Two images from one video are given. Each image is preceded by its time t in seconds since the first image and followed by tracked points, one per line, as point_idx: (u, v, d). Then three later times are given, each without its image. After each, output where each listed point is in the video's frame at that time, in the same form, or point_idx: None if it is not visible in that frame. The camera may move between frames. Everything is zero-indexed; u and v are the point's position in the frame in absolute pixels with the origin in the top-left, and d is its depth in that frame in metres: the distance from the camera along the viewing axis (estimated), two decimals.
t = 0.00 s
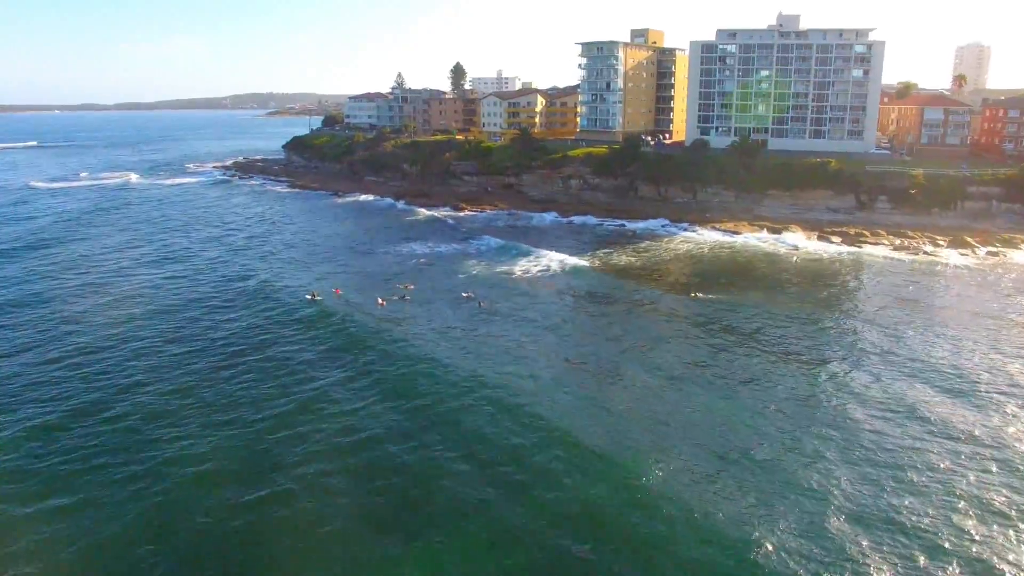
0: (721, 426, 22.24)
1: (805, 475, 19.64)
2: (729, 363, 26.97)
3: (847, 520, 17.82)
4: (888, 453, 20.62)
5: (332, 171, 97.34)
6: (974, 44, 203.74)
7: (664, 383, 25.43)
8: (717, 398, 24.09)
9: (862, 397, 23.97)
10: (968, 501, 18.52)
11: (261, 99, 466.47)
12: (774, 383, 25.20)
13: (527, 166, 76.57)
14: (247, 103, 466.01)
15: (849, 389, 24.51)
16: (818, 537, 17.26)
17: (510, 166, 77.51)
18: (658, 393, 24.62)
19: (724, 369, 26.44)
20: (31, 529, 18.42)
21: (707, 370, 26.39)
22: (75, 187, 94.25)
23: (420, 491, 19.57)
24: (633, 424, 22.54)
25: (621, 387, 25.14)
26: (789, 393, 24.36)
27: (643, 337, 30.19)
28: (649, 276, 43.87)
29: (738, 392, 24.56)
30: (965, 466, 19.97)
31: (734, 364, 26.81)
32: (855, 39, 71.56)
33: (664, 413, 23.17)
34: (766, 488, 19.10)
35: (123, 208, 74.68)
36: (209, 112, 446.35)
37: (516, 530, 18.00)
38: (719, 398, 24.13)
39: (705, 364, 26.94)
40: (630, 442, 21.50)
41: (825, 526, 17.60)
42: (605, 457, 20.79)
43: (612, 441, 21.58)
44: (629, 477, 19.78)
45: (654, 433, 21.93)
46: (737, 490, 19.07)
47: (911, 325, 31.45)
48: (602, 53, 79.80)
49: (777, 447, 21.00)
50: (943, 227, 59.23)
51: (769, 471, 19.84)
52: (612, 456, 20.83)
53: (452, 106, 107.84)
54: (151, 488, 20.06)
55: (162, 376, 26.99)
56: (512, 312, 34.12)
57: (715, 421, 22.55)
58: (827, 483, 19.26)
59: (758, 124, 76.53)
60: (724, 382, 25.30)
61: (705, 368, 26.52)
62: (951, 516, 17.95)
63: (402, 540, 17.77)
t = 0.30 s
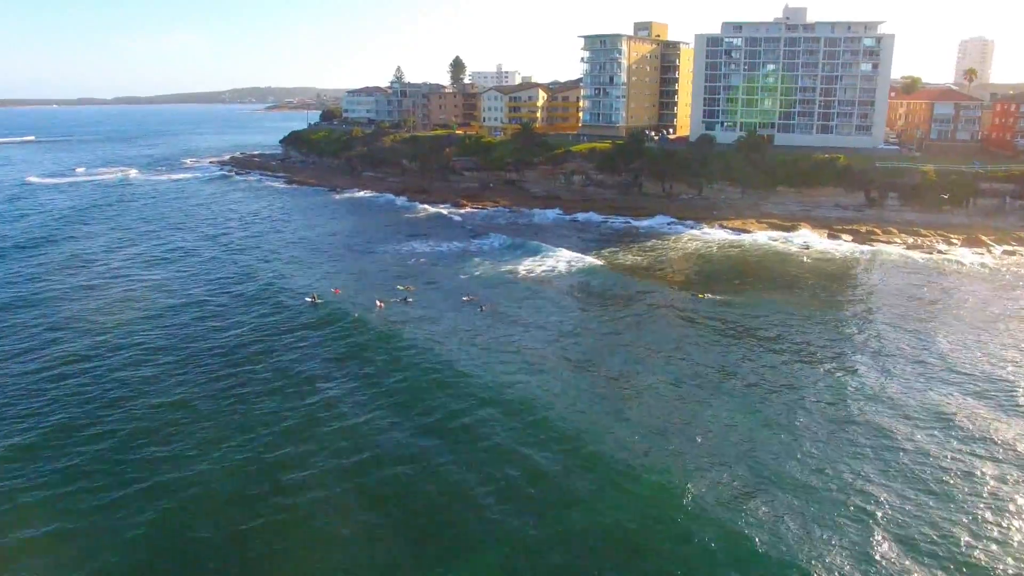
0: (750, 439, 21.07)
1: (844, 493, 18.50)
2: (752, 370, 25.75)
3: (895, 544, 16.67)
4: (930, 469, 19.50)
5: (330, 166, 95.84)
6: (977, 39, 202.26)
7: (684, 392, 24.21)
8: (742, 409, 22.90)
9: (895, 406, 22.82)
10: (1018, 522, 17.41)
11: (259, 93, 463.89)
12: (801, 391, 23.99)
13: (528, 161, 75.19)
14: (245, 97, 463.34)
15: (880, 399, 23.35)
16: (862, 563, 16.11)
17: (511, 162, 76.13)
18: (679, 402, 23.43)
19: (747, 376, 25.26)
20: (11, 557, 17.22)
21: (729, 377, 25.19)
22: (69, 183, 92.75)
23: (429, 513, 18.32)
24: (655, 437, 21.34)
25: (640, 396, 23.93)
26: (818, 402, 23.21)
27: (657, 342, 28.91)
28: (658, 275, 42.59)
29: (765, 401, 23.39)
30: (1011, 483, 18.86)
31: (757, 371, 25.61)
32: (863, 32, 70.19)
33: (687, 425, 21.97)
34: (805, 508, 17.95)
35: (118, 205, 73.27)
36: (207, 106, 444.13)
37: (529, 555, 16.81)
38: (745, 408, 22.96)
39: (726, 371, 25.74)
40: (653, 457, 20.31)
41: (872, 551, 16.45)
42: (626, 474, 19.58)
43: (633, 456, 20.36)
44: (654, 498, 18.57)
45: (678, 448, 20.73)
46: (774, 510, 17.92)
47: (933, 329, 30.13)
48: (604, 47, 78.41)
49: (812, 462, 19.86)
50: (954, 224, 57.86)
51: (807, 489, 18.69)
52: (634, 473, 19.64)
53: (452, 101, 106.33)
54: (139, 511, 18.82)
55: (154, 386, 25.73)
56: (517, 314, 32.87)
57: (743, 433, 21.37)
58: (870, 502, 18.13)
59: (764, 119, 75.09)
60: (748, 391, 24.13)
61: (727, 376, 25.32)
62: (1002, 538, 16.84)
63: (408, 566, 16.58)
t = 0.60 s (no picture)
0: (790, 454, 19.87)
1: (897, 515, 17.33)
2: (782, 378, 24.54)
3: (959, 573, 15.50)
4: (984, 487, 18.38)
5: (329, 161, 94.33)
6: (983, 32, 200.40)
7: (714, 401, 22.98)
8: (776, 420, 21.74)
9: (937, 418, 21.68)
10: None
11: (258, 86, 461.36)
12: (835, 401, 22.81)
13: (531, 156, 73.75)
14: (244, 90, 460.80)
15: (919, 410, 22.18)
16: None
17: (513, 156, 74.69)
18: (709, 413, 22.22)
19: (778, 385, 24.03)
20: None
21: (759, 386, 23.99)
22: (64, 178, 91.21)
23: (439, 541, 17.04)
24: (687, 452, 20.15)
25: (665, 406, 22.72)
26: (857, 412, 22.04)
27: (675, 347, 27.67)
28: (668, 273, 41.25)
29: (800, 411, 22.21)
30: None
31: (788, 379, 24.40)
32: (873, 24, 68.66)
33: (719, 438, 20.78)
34: (853, 532, 16.79)
35: (112, 200, 71.85)
36: (206, 99, 441.37)
37: None
38: (779, 419, 21.77)
39: (755, 378, 24.54)
40: (686, 474, 19.10)
41: None
42: (653, 495, 18.33)
43: (663, 473, 19.17)
44: (685, 522, 17.34)
45: (714, 463, 19.57)
46: (823, 534, 16.74)
47: (960, 334, 28.80)
48: (608, 39, 76.85)
49: (859, 480, 18.69)
50: (969, 221, 56.46)
51: (850, 510, 17.56)
52: (668, 492, 18.42)
53: (452, 94, 104.71)
54: (129, 536, 17.58)
55: (145, 396, 24.41)
56: (524, 317, 31.58)
57: (782, 448, 20.22)
58: (926, 525, 16.97)
59: (771, 113, 73.57)
60: (782, 400, 22.93)
61: (756, 384, 24.11)
62: None
63: None
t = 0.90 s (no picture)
0: (828, 471, 18.76)
1: (951, 541, 16.25)
2: (812, 386, 23.41)
3: None
4: None
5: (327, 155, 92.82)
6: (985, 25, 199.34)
7: (742, 412, 21.85)
8: (810, 433, 20.61)
9: (979, 430, 20.60)
10: None
11: (256, 79, 458.80)
12: (870, 412, 21.70)
13: (533, 150, 72.29)
14: (242, 83, 458.00)
15: (961, 421, 21.09)
16: None
17: (515, 150, 73.19)
18: (738, 426, 21.09)
19: (808, 394, 22.92)
20: None
21: (788, 396, 22.86)
22: (56, 172, 89.52)
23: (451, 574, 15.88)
24: (718, 469, 19.01)
25: (690, 418, 21.57)
26: (894, 425, 20.94)
27: (692, 352, 26.50)
28: (678, 271, 39.95)
29: (834, 423, 21.12)
30: None
31: (818, 388, 23.27)
32: (883, 15, 67.20)
33: (751, 453, 19.65)
34: (906, 560, 15.70)
35: (105, 195, 70.24)
36: (204, 92, 438.86)
37: None
38: (814, 432, 20.64)
39: (783, 387, 23.41)
40: (720, 495, 17.95)
41: None
42: (681, 520, 17.16)
43: (693, 495, 18.01)
44: (717, 550, 16.18)
45: (748, 481, 18.44)
46: (874, 563, 15.63)
47: (987, 339, 27.63)
48: (612, 30, 75.31)
49: (907, 501, 17.57)
50: (982, 218, 55.27)
51: (902, 534, 16.44)
52: (701, 515, 17.28)
53: (452, 86, 103.15)
54: (118, 568, 16.37)
55: (135, 410, 23.14)
56: (531, 321, 30.34)
57: (818, 464, 19.11)
58: (984, 553, 15.88)
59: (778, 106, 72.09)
60: (814, 411, 21.82)
61: (785, 393, 22.99)
62: None
63: None
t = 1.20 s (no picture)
0: (872, 489, 17.72)
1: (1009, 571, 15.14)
2: (844, 395, 22.37)
3: None
4: None
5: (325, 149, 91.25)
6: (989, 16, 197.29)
7: (775, 425, 20.78)
8: (848, 447, 19.58)
9: None
10: None
11: (254, 72, 455.93)
12: (907, 424, 20.65)
13: (535, 144, 70.84)
14: (239, 75, 454.99)
15: (1005, 436, 19.96)
16: None
17: (516, 144, 71.73)
18: (769, 440, 19.98)
19: (841, 403, 21.88)
20: None
21: (821, 405, 21.80)
22: (49, 167, 87.89)
23: None
24: (756, 488, 17.91)
25: (720, 432, 20.46)
26: (935, 437, 19.92)
27: (712, 360, 25.35)
28: (688, 270, 38.65)
29: (873, 435, 20.10)
30: None
31: (852, 397, 22.23)
32: (894, 6, 65.58)
33: (789, 471, 18.57)
34: None
35: (98, 190, 68.68)
36: (201, 85, 436.14)
37: None
38: (850, 447, 19.51)
39: (814, 396, 22.35)
40: (755, 519, 16.82)
41: None
42: (712, 549, 16.02)
43: (725, 519, 16.88)
44: None
45: (789, 502, 17.35)
46: None
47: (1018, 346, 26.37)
48: (615, 21, 73.69)
49: (957, 526, 16.44)
50: (995, 214, 53.98)
51: (955, 564, 15.31)
52: (739, 543, 16.17)
53: (452, 79, 101.48)
54: None
55: (122, 426, 21.87)
56: (538, 326, 29.09)
57: (861, 482, 18.06)
58: None
59: (785, 99, 70.62)
60: (850, 422, 20.76)
61: (818, 403, 21.94)
62: None
63: None
